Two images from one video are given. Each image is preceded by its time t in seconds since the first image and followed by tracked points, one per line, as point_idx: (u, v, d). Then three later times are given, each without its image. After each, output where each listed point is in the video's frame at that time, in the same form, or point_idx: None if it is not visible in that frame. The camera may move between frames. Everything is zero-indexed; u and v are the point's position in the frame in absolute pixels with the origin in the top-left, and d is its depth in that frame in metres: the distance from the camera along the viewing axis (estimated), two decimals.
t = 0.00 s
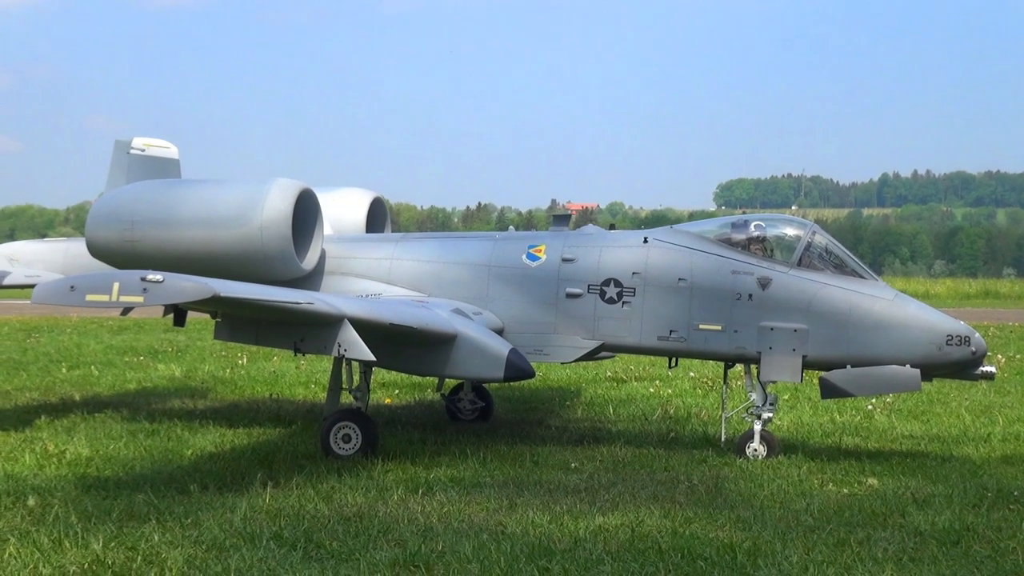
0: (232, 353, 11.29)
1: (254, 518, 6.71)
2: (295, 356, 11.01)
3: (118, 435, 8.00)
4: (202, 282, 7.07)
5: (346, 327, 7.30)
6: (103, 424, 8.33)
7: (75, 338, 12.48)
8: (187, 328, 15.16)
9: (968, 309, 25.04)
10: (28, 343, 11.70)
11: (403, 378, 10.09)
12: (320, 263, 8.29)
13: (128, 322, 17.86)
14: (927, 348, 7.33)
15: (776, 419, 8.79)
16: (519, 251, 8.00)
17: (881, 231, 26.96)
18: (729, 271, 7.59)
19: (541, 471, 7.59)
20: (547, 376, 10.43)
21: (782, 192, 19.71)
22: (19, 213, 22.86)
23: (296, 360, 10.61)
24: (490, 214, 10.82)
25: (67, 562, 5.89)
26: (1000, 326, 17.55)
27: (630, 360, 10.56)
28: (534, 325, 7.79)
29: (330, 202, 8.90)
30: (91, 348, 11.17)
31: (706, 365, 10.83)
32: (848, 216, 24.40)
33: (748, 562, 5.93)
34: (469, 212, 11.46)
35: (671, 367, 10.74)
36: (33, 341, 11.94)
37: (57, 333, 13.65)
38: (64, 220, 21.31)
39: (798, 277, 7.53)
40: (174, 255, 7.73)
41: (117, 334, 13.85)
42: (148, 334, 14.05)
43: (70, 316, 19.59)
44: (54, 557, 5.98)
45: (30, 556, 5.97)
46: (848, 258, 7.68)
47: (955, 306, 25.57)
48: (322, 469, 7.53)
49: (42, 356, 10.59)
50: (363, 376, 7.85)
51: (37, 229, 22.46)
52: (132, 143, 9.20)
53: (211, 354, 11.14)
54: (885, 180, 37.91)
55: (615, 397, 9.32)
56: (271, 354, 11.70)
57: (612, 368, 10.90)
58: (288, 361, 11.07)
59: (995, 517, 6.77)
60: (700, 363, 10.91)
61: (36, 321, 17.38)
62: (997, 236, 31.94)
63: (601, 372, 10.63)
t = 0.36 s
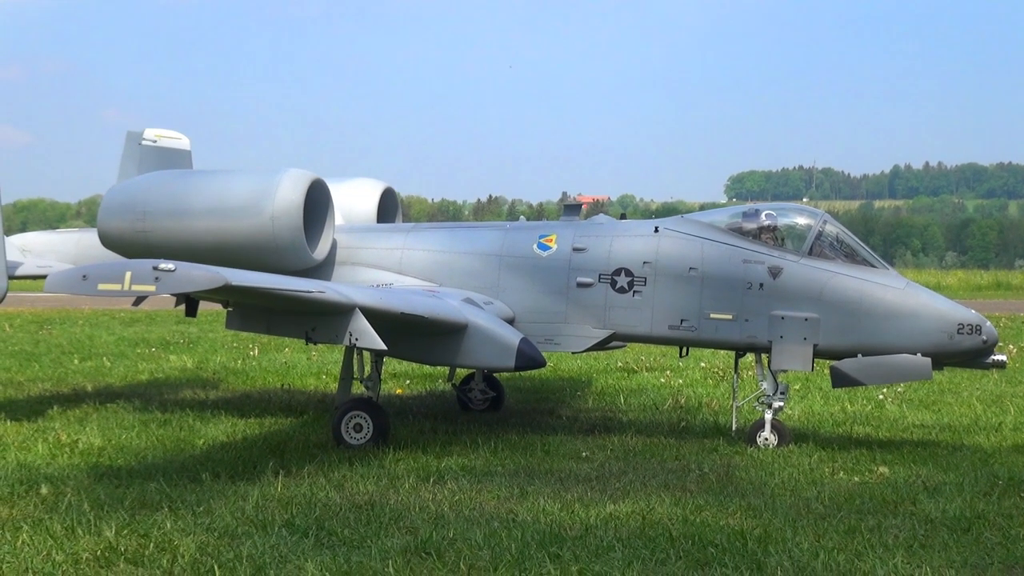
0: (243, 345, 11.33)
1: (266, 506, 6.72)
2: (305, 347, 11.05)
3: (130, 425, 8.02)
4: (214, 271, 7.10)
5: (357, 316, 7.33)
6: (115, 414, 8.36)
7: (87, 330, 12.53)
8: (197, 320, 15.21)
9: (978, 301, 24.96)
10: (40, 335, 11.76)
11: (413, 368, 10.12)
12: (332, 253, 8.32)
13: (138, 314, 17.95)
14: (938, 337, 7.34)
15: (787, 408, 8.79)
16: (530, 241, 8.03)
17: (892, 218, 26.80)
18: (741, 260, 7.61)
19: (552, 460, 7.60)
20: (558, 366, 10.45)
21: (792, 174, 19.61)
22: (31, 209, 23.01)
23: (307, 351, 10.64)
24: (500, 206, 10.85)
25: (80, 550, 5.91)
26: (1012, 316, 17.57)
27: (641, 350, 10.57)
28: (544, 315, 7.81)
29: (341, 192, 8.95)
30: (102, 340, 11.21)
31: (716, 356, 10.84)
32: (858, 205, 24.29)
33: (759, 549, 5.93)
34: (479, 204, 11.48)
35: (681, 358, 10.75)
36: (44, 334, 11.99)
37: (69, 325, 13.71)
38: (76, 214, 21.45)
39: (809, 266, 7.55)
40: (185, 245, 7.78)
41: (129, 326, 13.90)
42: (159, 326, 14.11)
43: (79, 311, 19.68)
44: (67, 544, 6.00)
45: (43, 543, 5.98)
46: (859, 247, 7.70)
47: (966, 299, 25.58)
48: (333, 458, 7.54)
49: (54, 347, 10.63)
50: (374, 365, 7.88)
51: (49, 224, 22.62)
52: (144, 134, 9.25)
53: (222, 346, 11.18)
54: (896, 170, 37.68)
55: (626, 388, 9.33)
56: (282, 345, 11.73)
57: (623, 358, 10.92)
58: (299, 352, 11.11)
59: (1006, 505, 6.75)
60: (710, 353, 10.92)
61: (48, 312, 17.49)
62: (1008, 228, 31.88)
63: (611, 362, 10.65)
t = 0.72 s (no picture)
0: (242, 334, 11.35)
1: (264, 494, 6.72)
2: (303, 337, 11.06)
3: (128, 413, 8.02)
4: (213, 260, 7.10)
5: (356, 305, 7.34)
6: (113, 402, 8.36)
7: (85, 319, 12.54)
8: (196, 309, 15.21)
9: (976, 293, 24.98)
10: (38, 323, 11.77)
11: (412, 358, 10.13)
12: (330, 242, 8.33)
13: (136, 303, 17.98)
14: (937, 329, 7.35)
15: (785, 399, 8.80)
16: (529, 231, 8.03)
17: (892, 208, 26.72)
18: (739, 251, 7.61)
19: (550, 449, 7.60)
20: (556, 356, 10.46)
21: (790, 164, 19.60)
22: (30, 197, 23.09)
23: (305, 341, 10.65)
24: (499, 196, 10.86)
25: (78, 536, 5.91)
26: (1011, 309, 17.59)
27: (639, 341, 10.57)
28: (543, 305, 7.82)
29: (339, 181, 8.95)
30: (100, 329, 11.22)
31: (714, 347, 10.86)
32: (857, 194, 24.25)
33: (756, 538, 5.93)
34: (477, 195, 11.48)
35: (679, 348, 10.76)
36: (42, 322, 12.00)
37: (68, 314, 13.72)
38: (73, 202, 21.49)
39: (808, 258, 7.55)
40: (184, 233, 7.78)
41: (128, 315, 13.93)
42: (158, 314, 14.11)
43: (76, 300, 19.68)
44: (65, 531, 6.00)
45: (41, 530, 5.99)
46: (858, 238, 7.71)
47: (962, 291, 25.66)
48: (331, 447, 7.54)
49: (52, 336, 10.64)
50: (372, 355, 7.87)
51: (48, 213, 22.70)
52: (142, 122, 9.27)
53: (220, 335, 11.19)
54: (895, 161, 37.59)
55: (624, 378, 9.34)
56: (280, 335, 11.74)
57: (621, 349, 10.93)
58: (297, 341, 11.12)
59: (1003, 495, 6.76)
60: (708, 344, 10.93)
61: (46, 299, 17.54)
62: (1008, 220, 31.71)
63: (610, 352, 10.65)
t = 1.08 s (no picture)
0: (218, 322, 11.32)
1: (237, 481, 6.70)
2: (280, 324, 11.03)
3: (102, 400, 7.98)
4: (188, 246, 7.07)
5: (331, 292, 7.32)
6: (87, 388, 8.32)
7: (60, 305, 12.48)
8: (173, 296, 15.16)
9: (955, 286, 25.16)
10: (13, 310, 11.70)
11: (388, 346, 10.12)
12: (307, 229, 8.31)
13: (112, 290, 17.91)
14: (911, 319, 7.37)
15: (760, 389, 8.82)
16: (505, 219, 8.03)
17: (873, 202, 26.81)
18: (715, 240, 7.63)
19: (525, 437, 7.60)
20: (532, 345, 10.47)
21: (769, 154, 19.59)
22: (7, 184, 23.01)
23: (281, 329, 10.63)
24: (477, 186, 10.87)
25: (50, 523, 5.87)
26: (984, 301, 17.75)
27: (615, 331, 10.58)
28: (519, 293, 7.82)
29: (316, 168, 8.94)
30: (75, 316, 11.17)
31: (691, 336, 10.88)
32: (839, 186, 24.31)
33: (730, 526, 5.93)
34: (455, 183, 11.48)
35: (656, 338, 10.78)
36: (16, 308, 11.93)
37: (43, 301, 13.66)
38: (50, 189, 21.42)
39: (783, 247, 7.57)
40: (159, 219, 7.76)
41: (103, 301, 13.88)
42: (134, 301, 14.06)
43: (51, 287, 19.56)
44: (36, 517, 5.96)
45: (12, 516, 5.94)
46: (834, 228, 7.73)
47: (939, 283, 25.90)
48: (306, 434, 7.52)
49: (27, 323, 10.58)
50: (347, 342, 7.86)
51: (25, 200, 22.63)
52: (118, 108, 9.25)
53: (196, 323, 11.15)
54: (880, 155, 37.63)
55: (600, 367, 9.35)
56: (256, 323, 11.72)
57: (597, 338, 10.95)
58: (274, 329, 11.10)
59: (976, 485, 6.79)
60: (684, 334, 10.97)
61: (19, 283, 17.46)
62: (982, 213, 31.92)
63: (586, 342, 10.66)
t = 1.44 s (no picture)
0: (196, 313, 11.30)
1: (215, 472, 6.68)
2: (258, 316, 11.01)
3: (79, 390, 7.95)
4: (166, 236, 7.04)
5: (310, 284, 7.30)
6: (64, 379, 8.28)
7: (37, 295, 12.43)
8: (150, 287, 15.11)
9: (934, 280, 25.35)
10: None
11: (366, 337, 10.10)
12: (285, 220, 8.30)
13: (91, 281, 17.82)
14: (889, 313, 7.39)
15: (738, 381, 8.84)
16: (485, 211, 8.03)
17: (857, 197, 26.90)
18: (694, 233, 7.63)
19: (503, 429, 7.60)
20: (511, 337, 10.48)
21: (750, 147, 19.63)
22: None
23: (260, 320, 10.61)
24: (458, 178, 10.87)
25: (26, 514, 5.85)
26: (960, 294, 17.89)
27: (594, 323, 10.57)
28: (498, 285, 7.82)
29: (295, 159, 8.93)
30: (52, 307, 11.12)
31: (669, 329, 10.90)
32: (821, 181, 24.38)
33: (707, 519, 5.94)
34: (435, 175, 11.47)
35: (635, 330, 10.79)
36: None
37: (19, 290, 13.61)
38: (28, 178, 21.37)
39: (762, 241, 7.58)
40: (138, 209, 7.74)
41: (80, 291, 13.85)
42: (111, 292, 14.01)
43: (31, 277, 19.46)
44: (12, 508, 5.93)
45: None
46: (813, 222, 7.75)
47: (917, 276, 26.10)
48: (283, 425, 7.51)
49: (4, 313, 10.53)
50: (326, 333, 7.84)
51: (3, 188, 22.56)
52: (95, 98, 9.23)
53: (174, 314, 11.12)
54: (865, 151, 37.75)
55: (579, 359, 9.35)
56: (235, 314, 11.70)
57: (576, 330, 10.97)
58: (252, 320, 11.09)
59: (952, 478, 6.81)
60: (662, 327, 10.99)
61: None
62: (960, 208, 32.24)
63: (565, 334, 10.67)
